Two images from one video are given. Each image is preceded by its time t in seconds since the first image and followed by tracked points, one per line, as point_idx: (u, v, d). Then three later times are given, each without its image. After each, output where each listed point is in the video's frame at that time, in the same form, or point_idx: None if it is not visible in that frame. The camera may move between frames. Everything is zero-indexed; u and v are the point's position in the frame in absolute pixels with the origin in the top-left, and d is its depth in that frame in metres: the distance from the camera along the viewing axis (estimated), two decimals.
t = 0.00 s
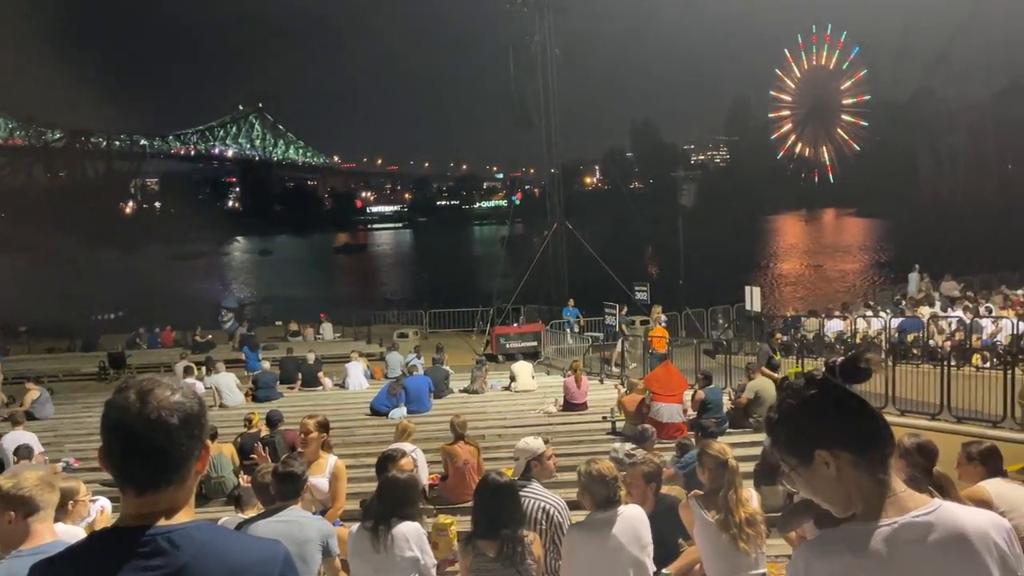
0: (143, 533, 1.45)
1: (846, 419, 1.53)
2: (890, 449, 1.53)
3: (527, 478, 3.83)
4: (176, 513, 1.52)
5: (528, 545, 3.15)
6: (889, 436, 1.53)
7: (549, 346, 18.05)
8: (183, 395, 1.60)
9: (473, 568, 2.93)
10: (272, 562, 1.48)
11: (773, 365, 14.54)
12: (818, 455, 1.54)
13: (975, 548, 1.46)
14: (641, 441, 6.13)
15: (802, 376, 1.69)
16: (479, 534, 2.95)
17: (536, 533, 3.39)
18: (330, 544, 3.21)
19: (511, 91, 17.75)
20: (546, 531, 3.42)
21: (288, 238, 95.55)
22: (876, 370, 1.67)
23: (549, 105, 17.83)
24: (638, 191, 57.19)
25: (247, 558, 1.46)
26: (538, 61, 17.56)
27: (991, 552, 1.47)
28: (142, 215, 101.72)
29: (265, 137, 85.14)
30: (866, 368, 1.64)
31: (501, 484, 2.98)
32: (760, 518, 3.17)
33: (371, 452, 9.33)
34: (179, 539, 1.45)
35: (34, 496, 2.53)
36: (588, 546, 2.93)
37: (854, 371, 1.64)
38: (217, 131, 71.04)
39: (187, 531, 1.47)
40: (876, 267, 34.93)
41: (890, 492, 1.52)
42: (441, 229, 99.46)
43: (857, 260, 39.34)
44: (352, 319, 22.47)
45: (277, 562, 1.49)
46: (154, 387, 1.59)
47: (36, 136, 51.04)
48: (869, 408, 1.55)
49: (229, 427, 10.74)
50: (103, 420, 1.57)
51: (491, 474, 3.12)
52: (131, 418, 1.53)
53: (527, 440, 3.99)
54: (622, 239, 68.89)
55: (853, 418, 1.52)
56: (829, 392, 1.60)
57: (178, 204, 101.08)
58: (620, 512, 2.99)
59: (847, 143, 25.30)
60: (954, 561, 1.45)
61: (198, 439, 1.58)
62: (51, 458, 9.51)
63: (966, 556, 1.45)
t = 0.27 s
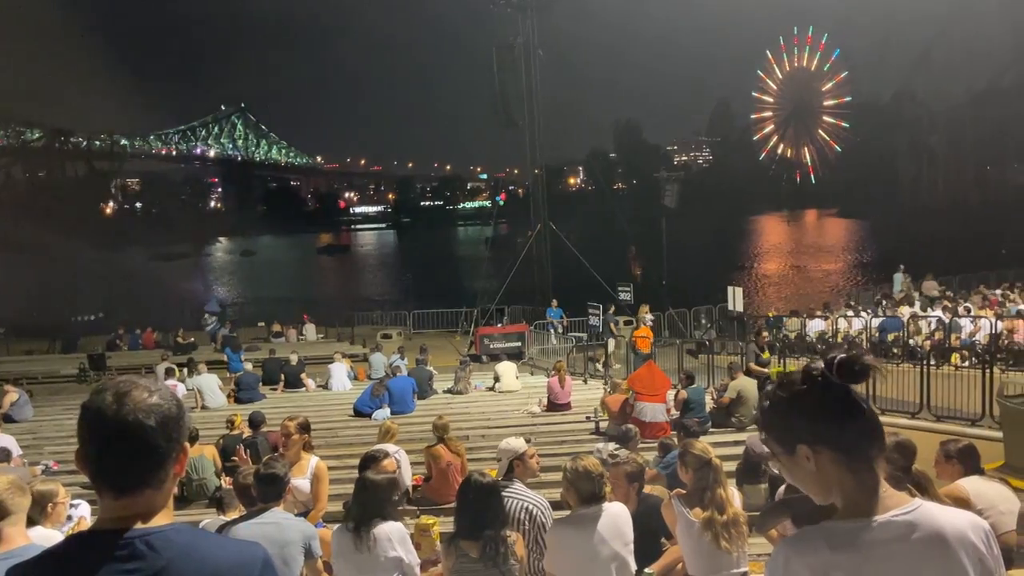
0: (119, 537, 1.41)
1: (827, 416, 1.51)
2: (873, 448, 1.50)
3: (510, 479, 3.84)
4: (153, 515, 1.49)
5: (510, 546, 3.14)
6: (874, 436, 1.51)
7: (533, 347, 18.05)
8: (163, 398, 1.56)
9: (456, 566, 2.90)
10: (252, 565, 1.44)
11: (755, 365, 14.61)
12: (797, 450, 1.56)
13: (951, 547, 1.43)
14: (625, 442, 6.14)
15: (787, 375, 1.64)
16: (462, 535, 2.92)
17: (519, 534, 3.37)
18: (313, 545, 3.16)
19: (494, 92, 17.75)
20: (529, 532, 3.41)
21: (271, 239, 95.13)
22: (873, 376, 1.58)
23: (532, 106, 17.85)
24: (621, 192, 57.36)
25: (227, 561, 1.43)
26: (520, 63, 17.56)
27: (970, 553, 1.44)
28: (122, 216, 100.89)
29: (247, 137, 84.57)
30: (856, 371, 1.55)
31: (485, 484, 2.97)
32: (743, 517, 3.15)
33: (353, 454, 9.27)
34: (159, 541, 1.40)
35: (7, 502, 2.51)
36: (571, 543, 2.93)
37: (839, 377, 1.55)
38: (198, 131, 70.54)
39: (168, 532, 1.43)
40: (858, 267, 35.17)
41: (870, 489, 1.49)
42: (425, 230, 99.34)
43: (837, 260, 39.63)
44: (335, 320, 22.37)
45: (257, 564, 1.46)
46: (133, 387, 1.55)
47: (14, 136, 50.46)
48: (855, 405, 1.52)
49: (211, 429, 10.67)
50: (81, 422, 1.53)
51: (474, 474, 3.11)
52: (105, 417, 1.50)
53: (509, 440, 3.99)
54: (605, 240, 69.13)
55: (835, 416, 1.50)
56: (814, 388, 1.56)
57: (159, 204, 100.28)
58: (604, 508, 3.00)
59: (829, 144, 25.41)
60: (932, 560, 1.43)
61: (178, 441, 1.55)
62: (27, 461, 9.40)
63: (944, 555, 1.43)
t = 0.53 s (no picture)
0: (97, 539, 1.39)
1: (815, 416, 1.53)
2: (859, 451, 1.51)
3: (493, 479, 3.84)
4: (130, 519, 1.46)
5: (494, 546, 3.13)
6: (866, 437, 1.52)
7: (517, 347, 18.06)
8: (137, 400, 1.52)
9: (440, 568, 2.90)
10: (231, 566, 1.43)
11: (737, 364, 14.69)
12: (780, 449, 1.59)
13: (932, 547, 1.45)
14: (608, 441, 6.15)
15: (776, 378, 1.66)
16: (445, 535, 2.91)
17: (502, 533, 3.35)
18: (295, 547, 3.10)
19: (477, 92, 17.75)
20: (512, 532, 3.38)
21: (254, 240, 94.61)
22: (865, 383, 1.60)
23: (515, 107, 17.85)
24: (605, 193, 57.49)
25: (206, 563, 1.41)
26: (504, 63, 17.58)
27: (948, 555, 1.45)
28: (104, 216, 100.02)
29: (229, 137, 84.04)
30: (847, 378, 1.56)
31: (470, 485, 2.96)
32: (724, 516, 3.15)
33: (336, 455, 9.25)
34: (135, 544, 1.38)
35: None
36: (556, 540, 2.94)
37: (829, 382, 1.56)
38: (180, 131, 70.05)
39: (144, 534, 1.41)
40: (839, 267, 35.43)
41: (854, 488, 1.50)
42: (409, 230, 99.07)
43: (819, 261, 39.89)
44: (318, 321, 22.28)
45: (236, 566, 1.44)
46: (107, 387, 1.52)
47: None
48: (844, 407, 1.53)
49: (193, 431, 10.61)
50: (55, 424, 1.51)
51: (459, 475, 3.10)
52: (82, 420, 1.47)
53: (492, 440, 3.98)
54: (589, 240, 69.26)
55: (821, 417, 1.52)
56: (802, 387, 1.58)
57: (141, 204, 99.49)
58: (589, 507, 3.01)
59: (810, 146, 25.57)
60: (913, 562, 1.44)
61: (154, 442, 1.52)
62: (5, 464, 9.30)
63: (926, 556, 1.44)
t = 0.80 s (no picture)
0: (73, 541, 1.38)
1: (806, 415, 1.50)
2: (851, 454, 1.49)
3: (476, 479, 3.82)
4: (104, 521, 1.45)
5: (476, 545, 3.11)
6: (854, 439, 1.49)
7: (499, 347, 18.05)
8: (110, 401, 1.50)
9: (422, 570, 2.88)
10: (207, 567, 1.43)
11: (718, 364, 14.75)
12: (770, 446, 1.58)
13: (910, 548, 1.45)
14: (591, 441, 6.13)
15: (769, 376, 1.61)
16: (428, 536, 2.89)
17: (483, 533, 3.35)
18: (274, 550, 3.00)
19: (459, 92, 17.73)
20: (494, 532, 3.38)
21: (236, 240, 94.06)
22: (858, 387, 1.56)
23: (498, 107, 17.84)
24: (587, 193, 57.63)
25: (180, 567, 1.40)
26: (486, 64, 17.57)
27: (928, 555, 1.46)
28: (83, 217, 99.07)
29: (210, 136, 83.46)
30: (836, 383, 1.52)
31: (454, 485, 2.94)
32: (704, 515, 3.13)
33: (317, 456, 9.20)
34: (109, 548, 1.37)
35: None
36: (540, 539, 2.94)
37: (817, 384, 1.51)
38: (160, 131, 69.51)
39: (118, 537, 1.40)
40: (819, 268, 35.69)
41: (841, 488, 1.49)
42: (391, 231, 98.85)
43: (799, 261, 40.18)
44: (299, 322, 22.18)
45: (211, 566, 1.44)
46: (79, 389, 1.49)
47: None
48: (836, 411, 1.49)
49: (172, 432, 10.52)
50: (26, 425, 1.48)
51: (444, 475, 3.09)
52: (55, 421, 1.45)
53: (474, 440, 3.96)
54: (571, 240, 69.42)
55: (813, 421, 1.49)
56: (797, 387, 1.53)
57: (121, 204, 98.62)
58: (574, 506, 3.02)
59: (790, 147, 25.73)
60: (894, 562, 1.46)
61: (128, 443, 1.49)
62: None
63: (909, 557, 1.46)
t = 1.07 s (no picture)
0: (47, 543, 1.38)
1: (792, 413, 1.48)
2: (841, 453, 1.47)
3: (458, 481, 3.82)
4: (80, 523, 1.44)
5: (457, 545, 3.10)
6: (845, 440, 1.48)
7: (482, 348, 18.03)
8: (85, 403, 1.48)
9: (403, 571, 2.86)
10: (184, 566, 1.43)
11: (699, 364, 14.81)
12: (763, 446, 1.56)
13: (894, 548, 1.44)
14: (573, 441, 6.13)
15: (761, 373, 1.58)
16: (408, 537, 2.86)
17: (465, 534, 3.35)
18: (254, 551, 2.91)
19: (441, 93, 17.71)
20: (475, 534, 3.37)
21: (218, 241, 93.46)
22: (849, 388, 1.53)
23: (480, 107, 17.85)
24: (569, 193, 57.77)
25: (156, 567, 1.40)
26: (468, 64, 17.56)
27: (909, 556, 1.45)
28: (62, 217, 98.09)
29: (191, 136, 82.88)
30: (828, 383, 1.49)
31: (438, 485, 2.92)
32: (685, 514, 3.11)
33: (298, 458, 9.14)
34: (83, 550, 1.37)
35: None
36: (522, 540, 2.94)
37: (808, 385, 1.48)
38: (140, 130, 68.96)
39: (93, 540, 1.39)
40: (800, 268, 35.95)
41: (823, 484, 1.47)
42: (374, 231, 98.59)
43: (779, 261, 40.45)
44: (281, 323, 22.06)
45: (188, 566, 1.44)
46: (53, 389, 1.48)
47: None
48: (826, 412, 1.47)
49: (151, 434, 10.41)
50: None
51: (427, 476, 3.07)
52: (29, 422, 1.44)
53: (457, 440, 3.95)
54: (554, 241, 69.57)
55: (802, 420, 1.47)
56: (784, 384, 1.51)
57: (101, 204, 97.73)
58: (558, 507, 3.02)
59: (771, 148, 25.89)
60: (878, 562, 1.44)
61: (103, 444, 1.48)
62: None
63: (890, 558, 1.44)
